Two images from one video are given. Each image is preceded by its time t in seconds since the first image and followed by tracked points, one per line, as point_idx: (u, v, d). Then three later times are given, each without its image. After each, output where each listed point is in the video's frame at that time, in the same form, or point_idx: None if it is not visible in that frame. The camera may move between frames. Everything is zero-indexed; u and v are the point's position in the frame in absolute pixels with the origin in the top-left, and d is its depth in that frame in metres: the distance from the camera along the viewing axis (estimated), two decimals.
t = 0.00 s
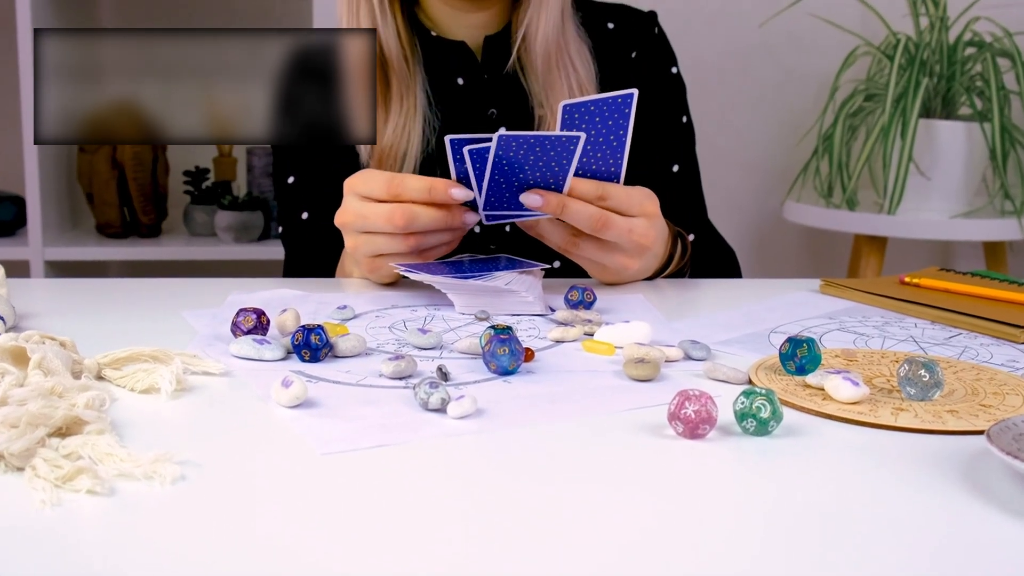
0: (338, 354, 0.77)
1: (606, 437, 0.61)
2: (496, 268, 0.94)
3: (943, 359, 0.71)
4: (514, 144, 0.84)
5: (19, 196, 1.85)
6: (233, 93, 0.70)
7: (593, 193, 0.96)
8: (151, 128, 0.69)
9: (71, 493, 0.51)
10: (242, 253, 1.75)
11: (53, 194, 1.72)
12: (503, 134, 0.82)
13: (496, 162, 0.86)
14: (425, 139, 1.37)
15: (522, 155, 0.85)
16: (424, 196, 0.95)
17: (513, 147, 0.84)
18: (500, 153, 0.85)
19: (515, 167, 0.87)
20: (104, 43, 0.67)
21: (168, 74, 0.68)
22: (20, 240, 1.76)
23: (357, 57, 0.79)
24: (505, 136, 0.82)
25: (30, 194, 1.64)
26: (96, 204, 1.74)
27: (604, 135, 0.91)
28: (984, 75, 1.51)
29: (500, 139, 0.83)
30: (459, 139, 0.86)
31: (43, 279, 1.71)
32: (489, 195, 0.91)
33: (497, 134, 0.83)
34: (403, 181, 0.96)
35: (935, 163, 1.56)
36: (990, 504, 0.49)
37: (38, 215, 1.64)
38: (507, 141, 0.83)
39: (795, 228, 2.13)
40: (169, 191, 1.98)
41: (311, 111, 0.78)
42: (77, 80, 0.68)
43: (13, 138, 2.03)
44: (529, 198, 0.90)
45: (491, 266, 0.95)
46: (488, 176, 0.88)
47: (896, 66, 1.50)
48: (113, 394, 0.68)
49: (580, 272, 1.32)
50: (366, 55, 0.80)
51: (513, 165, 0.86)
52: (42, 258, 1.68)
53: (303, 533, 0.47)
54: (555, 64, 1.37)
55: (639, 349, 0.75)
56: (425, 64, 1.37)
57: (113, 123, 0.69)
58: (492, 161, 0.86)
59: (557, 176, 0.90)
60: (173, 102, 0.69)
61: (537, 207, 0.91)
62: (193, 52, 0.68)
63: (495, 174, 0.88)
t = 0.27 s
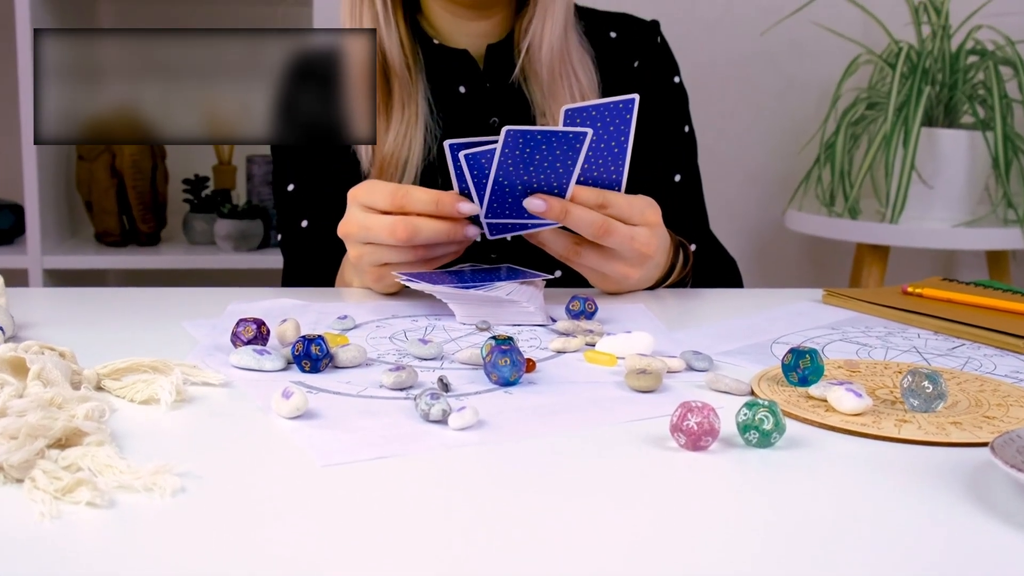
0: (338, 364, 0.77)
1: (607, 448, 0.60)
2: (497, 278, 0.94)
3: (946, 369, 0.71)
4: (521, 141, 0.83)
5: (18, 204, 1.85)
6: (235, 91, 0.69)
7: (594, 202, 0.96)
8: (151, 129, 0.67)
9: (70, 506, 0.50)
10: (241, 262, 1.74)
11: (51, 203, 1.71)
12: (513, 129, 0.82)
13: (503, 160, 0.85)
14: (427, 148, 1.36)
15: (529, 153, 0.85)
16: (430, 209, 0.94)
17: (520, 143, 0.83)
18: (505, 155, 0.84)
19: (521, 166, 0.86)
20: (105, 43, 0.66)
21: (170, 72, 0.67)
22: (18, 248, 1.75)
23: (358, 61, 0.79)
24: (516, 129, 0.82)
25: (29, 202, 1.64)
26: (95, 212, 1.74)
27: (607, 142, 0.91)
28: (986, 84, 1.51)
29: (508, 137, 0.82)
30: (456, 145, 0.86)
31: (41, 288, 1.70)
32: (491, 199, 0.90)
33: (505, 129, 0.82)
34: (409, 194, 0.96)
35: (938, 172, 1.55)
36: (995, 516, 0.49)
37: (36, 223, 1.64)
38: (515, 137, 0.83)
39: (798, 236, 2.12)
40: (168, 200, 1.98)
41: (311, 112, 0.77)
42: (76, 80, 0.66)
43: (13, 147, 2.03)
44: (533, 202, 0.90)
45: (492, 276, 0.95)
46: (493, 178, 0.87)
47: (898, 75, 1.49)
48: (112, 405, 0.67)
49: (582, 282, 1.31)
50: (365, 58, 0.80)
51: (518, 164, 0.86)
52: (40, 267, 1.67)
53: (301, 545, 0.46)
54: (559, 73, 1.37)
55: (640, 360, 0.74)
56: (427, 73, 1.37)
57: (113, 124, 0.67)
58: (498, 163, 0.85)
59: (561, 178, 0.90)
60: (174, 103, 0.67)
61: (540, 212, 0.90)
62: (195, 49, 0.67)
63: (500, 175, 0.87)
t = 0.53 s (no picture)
0: (339, 374, 0.77)
1: (609, 459, 0.60)
2: (498, 288, 0.94)
3: (949, 380, 0.70)
4: (520, 151, 0.82)
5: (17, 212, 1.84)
6: (234, 94, 0.70)
7: (595, 211, 0.95)
8: (149, 128, 0.69)
9: (70, 517, 0.50)
10: (238, 270, 1.73)
11: (50, 211, 1.71)
12: (511, 141, 0.81)
13: (501, 172, 0.84)
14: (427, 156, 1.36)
15: (527, 163, 0.84)
16: (426, 217, 0.94)
17: (519, 154, 0.83)
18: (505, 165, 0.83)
19: (519, 176, 0.86)
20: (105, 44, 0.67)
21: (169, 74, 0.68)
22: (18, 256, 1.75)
23: (358, 60, 0.80)
24: (515, 141, 0.81)
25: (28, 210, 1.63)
26: (94, 220, 1.73)
27: (609, 151, 0.91)
28: (988, 92, 1.51)
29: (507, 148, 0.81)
30: (455, 154, 0.85)
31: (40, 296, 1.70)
32: (492, 210, 0.90)
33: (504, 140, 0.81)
34: (406, 202, 0.95)
35: (940, 180, 1.55)
36: (1000, 528, 0.48)
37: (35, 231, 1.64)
38: (515, 147, 0.82)
39: (800, 244, 2.12)
40: (168, 208, 1.98)
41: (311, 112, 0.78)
42: (76, 80, 0.68)
43: (13, 155, 2.03)
44: (533, 213, 0.89)
45: (493, 285, 0.95)
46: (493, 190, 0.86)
47: (900, 82, 1.49)
48: (112, 416, 0.67)
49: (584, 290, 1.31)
50: (365, 57, 0.80)
51: (517, 174, 0.85)
52: (39, 275, 1.67)
53: (300, 557, 0.46)
54: (562, 83, 1.37)
55: (642, 370, 0.74)
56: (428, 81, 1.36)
57: (114, 125, 0.69)
58: (499, 174, 0.84)
59: (560, 188, 0.89)
60: (173, 104, 0.69)
61: (539, 222, 0.90)
62: (194, 52, 0.68)
63: (499, 186, 0.86)
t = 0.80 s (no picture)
0: (339, 386, 0.76)
1: (609, 472, 0.59)
2: (499, 298, 0.93)
3: (953, 392, 0.70)
4: (524, 149, 0.82)
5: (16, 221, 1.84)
6: (241, 95, 0.64)
7: (599, 220, 0.95)
8: (153, 131, 0.63)
9: (68, 530, 0.50)
10: (239, 279, 1.73)
11: (49, 220, 1.70)
12: (514, 136, 0.81)
13: (507, 174, 0.84)
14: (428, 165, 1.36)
15: (531, 163, 0.84)
16: (420, 223, 0.95)
17: (523, 152, 0.82)
18: (509, 168, 0.83)
19: (525, 181, 0.85)
20: (107, 40, 0.61)
21: (172, 73, 0.62)
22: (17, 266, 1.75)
23: (368, 59, 0.74)
24: (517, 135, 0.81)
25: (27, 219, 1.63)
26: (93, 229, 1.73)
27: (614, 157, 0.90)
28: (991, 101, 1.50)
29: (512, 145, 0.81)
30: (459, 160, 0.84)
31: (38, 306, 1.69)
32: (498, 228, 0.90)
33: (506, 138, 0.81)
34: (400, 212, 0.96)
35: (944, 190, 1.54)
36: (1008, 542, 0.48)
37: (34, 240, 1.63)
38: (518, 147, 0.82)
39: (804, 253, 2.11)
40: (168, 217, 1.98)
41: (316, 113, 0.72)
42: (76, 81, 0.62)
43: (12, 164, 2.03)
44: (537, 220, 0.89)
45: (494, 295, 0.94)
46: (498, 197, 0.86)
47: (902, 91, 1.48)
48: (111, 427, 0.67)
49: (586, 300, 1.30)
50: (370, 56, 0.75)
51: (522, 179, 0.85)
52: (37, 284, 1.67)
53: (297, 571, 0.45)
54: (564, 93, 1.37)
55: (644, 382, 0.73)
56: (429, 90, 1.36)
57: (114, 127, 0.63)
58: (503, 178, 0.84)
59: (563, 190, 0.88)
60: (176, 104, 0.63)
61: (544, 229, 0.89)
62: (198, 47, 0.62)
63: (504, 192, 0.86)
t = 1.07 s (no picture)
0: (339, 394, 0.76)
1: (610, 481, 0.59)
2: (499, 306, 0.93)
3: (956, 400, 0.69)
4: (525, 146, 0.84)
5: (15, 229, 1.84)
6: (240, 94, 0.66)
7: (599, 226, 0.95)
8: (152, 131, 0.65)
9: (67, 540, 0.49)
10: (239, 288, 1.72)
11: (48, 228, 1.70)
12: (515, 131, 0.83)
13: (507, 172, 0.86)
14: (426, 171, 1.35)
15: (533, 162, 0.86)
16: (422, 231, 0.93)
17: (524, 150, 0.85)
18: (511, 164, 0.85)
19: (525, 180, 0.87)
20: (107, 41, 0.63)
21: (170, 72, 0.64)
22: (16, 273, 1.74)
23: (361, 63, 0.76)
24: (518, 131, 0.83)
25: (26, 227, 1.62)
26: (92, 237, 1.73)
27: (618, 166, 0.91)
28: (994, 108, 1.50)
29: (511, 140, 0.84)
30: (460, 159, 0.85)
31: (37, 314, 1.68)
32: (499, 230, 0.90)
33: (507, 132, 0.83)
34: (400, 218, 0.94)
35: (947, 197, 1.54)
36: (1016, 552, 0.47)
37: (32, 248, 1.63)
38: (518, 141, 0.84)
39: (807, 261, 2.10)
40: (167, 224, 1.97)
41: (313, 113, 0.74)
42: (76, 82, 0.64)
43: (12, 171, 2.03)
44: (538, 223, 0.89)
45: (494, 304, 0.94)
46: (498, 196, 0.87)
47: (905, 98, 1.48)
48: (109, 436, 0.66)
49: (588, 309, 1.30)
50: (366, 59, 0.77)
51: (523, 178, 0.86)
52: (36, 292, 1.66)
53: None
54: (566, 103, 1.37)
55: (645, 391, 0.72)
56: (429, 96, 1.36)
57: (113, 126, 0.65)
58: (502, 175, 0.86)
59: (565, 196, 0.90)
60: (174, 104, 0.64)
61: (544, 232, 0.89)
62: (197, 49, 0.64)
63: (505, 192, 0.87)
